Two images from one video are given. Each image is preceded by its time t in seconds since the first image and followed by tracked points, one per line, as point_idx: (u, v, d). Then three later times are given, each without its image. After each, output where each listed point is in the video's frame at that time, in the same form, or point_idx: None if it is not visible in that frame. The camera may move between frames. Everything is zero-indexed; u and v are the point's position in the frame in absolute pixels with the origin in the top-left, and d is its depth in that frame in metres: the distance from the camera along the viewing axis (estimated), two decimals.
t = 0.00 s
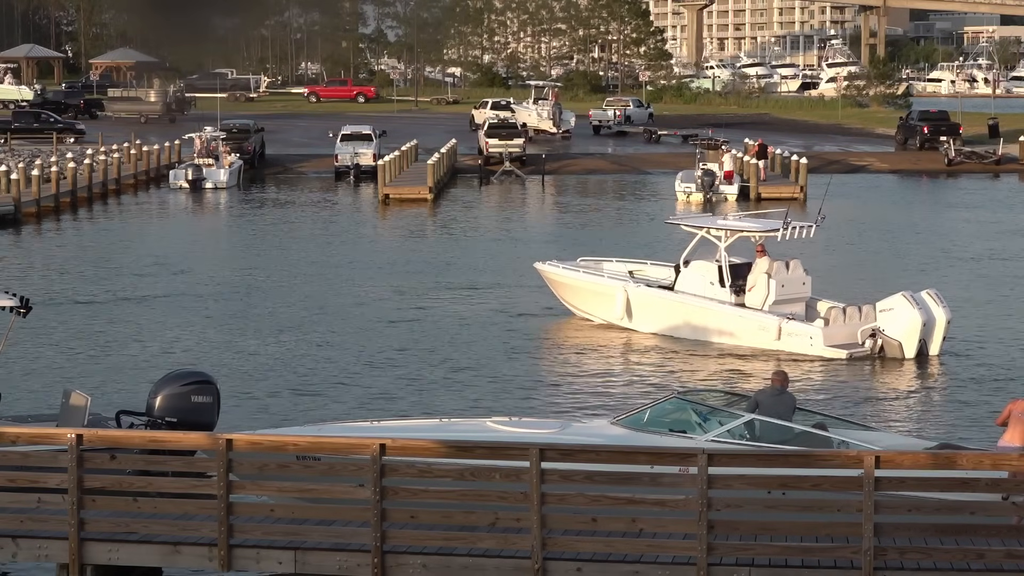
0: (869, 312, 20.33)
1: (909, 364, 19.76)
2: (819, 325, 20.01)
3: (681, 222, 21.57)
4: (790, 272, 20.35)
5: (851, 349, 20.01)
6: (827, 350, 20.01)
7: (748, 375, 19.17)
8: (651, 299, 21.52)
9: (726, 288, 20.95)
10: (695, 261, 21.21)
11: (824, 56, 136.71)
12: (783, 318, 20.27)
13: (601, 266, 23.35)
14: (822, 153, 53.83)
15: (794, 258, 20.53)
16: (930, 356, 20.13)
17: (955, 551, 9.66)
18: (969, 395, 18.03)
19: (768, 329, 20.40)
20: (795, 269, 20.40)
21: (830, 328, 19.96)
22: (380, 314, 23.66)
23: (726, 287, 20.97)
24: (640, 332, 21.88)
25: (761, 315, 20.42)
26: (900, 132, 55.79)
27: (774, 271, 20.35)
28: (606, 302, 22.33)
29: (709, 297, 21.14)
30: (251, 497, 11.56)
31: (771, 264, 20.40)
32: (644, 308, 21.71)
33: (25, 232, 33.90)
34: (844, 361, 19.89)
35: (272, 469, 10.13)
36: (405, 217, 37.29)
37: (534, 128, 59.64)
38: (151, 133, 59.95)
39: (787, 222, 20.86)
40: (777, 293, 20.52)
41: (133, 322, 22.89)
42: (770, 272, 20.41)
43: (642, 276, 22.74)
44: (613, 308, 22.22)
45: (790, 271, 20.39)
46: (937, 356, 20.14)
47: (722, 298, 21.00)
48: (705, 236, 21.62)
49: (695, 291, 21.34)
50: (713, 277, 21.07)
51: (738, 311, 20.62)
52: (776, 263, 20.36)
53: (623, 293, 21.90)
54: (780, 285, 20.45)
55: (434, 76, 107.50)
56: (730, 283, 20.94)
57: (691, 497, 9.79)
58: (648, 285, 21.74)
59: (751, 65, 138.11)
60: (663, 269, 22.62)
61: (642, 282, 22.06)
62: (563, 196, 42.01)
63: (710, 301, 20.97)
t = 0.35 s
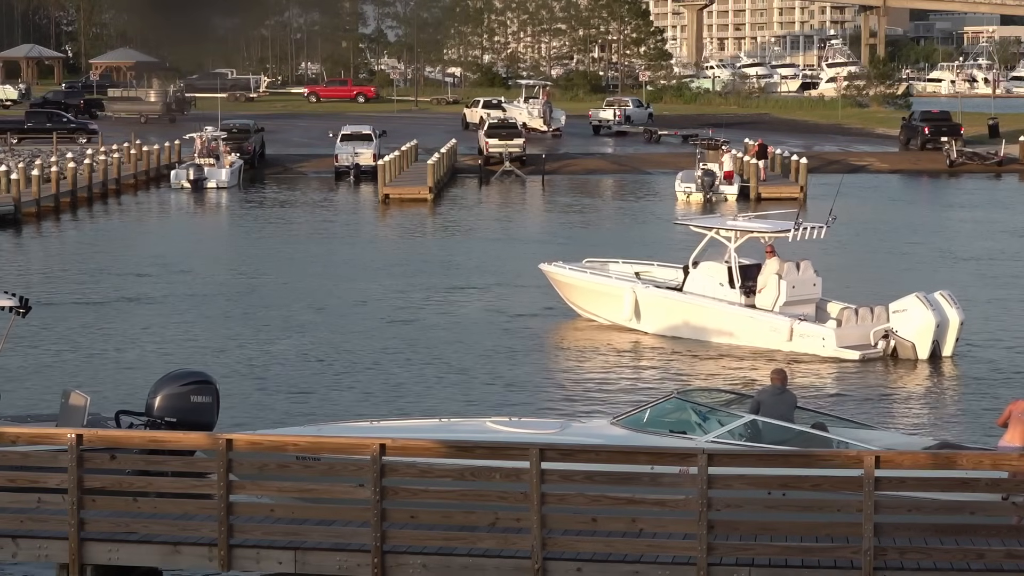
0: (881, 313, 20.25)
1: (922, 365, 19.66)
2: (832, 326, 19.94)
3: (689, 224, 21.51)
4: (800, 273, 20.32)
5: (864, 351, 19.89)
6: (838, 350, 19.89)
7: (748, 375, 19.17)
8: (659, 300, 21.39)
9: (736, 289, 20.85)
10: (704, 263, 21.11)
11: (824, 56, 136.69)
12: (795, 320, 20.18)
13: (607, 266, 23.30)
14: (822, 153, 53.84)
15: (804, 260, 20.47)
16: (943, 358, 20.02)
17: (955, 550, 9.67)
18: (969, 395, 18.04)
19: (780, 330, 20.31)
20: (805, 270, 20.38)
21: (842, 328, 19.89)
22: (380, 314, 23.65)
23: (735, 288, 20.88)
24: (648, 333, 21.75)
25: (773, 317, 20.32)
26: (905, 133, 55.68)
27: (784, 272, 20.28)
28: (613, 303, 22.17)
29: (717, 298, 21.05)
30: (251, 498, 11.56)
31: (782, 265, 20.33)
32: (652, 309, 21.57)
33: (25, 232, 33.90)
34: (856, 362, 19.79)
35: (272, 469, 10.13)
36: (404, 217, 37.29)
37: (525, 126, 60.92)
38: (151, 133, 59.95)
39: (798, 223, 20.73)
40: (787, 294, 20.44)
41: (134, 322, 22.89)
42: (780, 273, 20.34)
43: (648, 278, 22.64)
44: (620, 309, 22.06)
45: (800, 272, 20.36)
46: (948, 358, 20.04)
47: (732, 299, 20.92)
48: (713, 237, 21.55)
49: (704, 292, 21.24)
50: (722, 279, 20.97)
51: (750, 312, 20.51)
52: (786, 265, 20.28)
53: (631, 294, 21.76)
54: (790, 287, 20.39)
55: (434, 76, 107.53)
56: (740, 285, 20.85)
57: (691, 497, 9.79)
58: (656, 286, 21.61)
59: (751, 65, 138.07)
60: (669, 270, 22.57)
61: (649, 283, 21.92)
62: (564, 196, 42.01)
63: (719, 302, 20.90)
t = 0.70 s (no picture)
0: (894, 315, 20.20)
1: (937, 367, 19.57)
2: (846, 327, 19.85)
3: (698, 224, 21.46)
4: (810, 274, 20.35)
5: (877, 352, 19.84)
6: (854, 352, 19.84)
7: (749, 375, 19.17)
8: (669, 303, 21.32)
9: (746, 290, 20.78)
10: (714, 262, 21.03)
11: (824, 57, 136.64)
12: (807, 321, 20.07)
13: (613, 267, 23.23)
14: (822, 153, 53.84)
15: (815, 261, 20.48)
16: (956, 359, 19.95)
17: (954, 550, 9.67)
18: (971, 395, 18.04)
19: (792, 331, 20.20)
20: (815, 272, 20.42)
21: (857, 331, 19.79)
22: (381, 314, 23.66)
23: (745, 288, 20.80)
24: (657, 335, 21.69)
25: (785, 318, 20.21)
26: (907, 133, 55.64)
27: (795, 272, 20.28)
28: (621, 304, 22.10)
29: (727, 299, 20.92)
30: (252, 498, 11.55)
31: (792, 266, 20.33)
32: (662, 311, 21.50)
33: (26, 233, 33.90)
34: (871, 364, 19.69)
35: (271, 469, 10.13)
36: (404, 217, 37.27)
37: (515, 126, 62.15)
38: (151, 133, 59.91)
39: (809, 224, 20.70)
40: (799, 294, 20.38)
41: (134, 322, 22.89)
42: (792, 274, 20.32)
43: (655, 279, 22.55)
44: (629, 311, 21.99)
45: (810, 273, 20.38)
46: (962, 359, 19.96)
47: (741, 300, 20.81)
48: (723, 238, 21.42)
49: (714, 293, 21.11)
50: (732, 279, 20.85)
51: (761, 313, 20.37)
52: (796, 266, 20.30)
53: (640, 296, 21.68)
54: (801, 287, 20.34)
55: (434, 76, 107.53)
56: (750, 285, 20.79)
57: (691, 497, 9.80)
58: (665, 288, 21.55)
59: (751, 65, 137.95)
60: (676, 272, 22.49)
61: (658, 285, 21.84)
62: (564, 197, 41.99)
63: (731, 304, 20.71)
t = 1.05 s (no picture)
0: (905, 316, 19.99)
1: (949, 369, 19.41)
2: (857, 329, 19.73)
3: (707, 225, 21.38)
4: (820, 276, 20.21)
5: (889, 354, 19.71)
6: (865, 353, 19.69)
7: (749, 375, 19.16)
8: (678, 303, 21.22)
9: (756, 291, 20.81)
10: (723, 264, 21.02)
11: (823, 57, 136.70)
12: (818, 322, 19.99)
13: (619, 269, 23.07)
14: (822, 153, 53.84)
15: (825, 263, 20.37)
16: (970, 359, 19.77)
17: (955, 550, 9.67)
18: (971, 395, 18.04)
19: (803, 333, 20.10)
20: (826, 273, 20.28)
21: (869, 332, 19.63)
22: (380, 314, 23.66)
23: (755, 289, 20.83)
24: (665, 336, 21.60)
25: (796, 319, 20.12)
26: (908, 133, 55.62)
27: (805, 274, 20.17)
28: (629, 305, 21.99)
29: (736, 300, 20.92)
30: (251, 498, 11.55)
31: (802, 267, 20.21)
32: (670, 313, 21.41)
33: (25, 233, 33.90)
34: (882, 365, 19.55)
35: (271, 469, 10.12)
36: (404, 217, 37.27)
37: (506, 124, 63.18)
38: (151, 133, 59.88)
39: (820, 224, 20.49)
40: (809, 296, 20.24)
41: (134, 322, 22.89)
42: (802, 275, 20.23)
43: (662, 280, 22.50)
44: (636, 312, 21.89)
45: (821, 275, 20.24)
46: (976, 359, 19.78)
47: (751, 301, 20.84)
48: (733, 239, 21.40)
49: (723, 294, 21.10)
50: (742, 280, 20.87)
51: (772, 313, 20.30)
52: (806, 267, 20.19)
53: (648, 297, 21.58)
54: (812, 289, 20.20)
55: (434, 75, 107.55)
56: (759, 286, 20.82)
57: (691, 497, 9.80)
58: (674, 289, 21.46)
59: (751, 65, 137.95)
60: (681, 274, 22.45)
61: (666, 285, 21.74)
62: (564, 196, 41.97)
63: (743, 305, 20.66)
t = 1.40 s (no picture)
0: (918, 317, 19.95)
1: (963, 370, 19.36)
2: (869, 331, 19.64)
3: (714, 225, 21.20)
4: (831, 276, 20.02)
5: (902, 355, 19.66)
6: (879, 356, 19.64)
7: (749, 375, 19.18)
8: (687, 305, 21.09)
9: (765, 292, 20.64)
10: (730, 264, 20.88)
11: (823, 57, 136.72)
12: (830, 324, 19.89)
13: (624, 269, 22.94)
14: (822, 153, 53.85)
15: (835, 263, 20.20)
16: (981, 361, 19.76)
17: (954, 550, 9.67)
18: (972, 395, 18.04)
19: (815, 334, 20.03)
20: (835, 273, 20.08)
21: (881, 334, 19.60)
22: (380, 313, 23.65)
23: (764, 291, 20.67)
24: (672, 338, 21.49)
25: (808, 321, 20.03)
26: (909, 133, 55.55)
27: (815, 275, 20.01)
28: (635, 307, 21.88)
29: (745, 301, 20.78)
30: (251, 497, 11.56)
31: (813, 268, 20.05)
32: (679, 314, 21.28)
33: (25, 233, 33.90)
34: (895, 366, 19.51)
35: (272, 469, 10.11)
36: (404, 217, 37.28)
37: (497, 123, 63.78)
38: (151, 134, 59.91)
39: (830, 224, 20.43)
40: (820, 297, 20.09)
41: (135, 322, 22.87)
42: (812, 276, 20.05)
43: (668, 281, 22.40)
44: (643, 313, 21.75)
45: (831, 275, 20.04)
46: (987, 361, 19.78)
47: (760, 303, 20.68)
48: (741, 240, 21.25)
49: (731, 295, 20.98)
50: (751, 282, 20.70)
51: (783, 315, 20.20)
52: (817, 268, 20.02)
53: (656, 298, 21.44)
54: (822, 290, 20.04)
55: (434, 75, 107.55)
56: (768, 287, 20.64)
57: (691, 497, 9.80)
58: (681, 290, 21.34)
59: (751, 65, 137.97)
60: (687, 274, 22.34)
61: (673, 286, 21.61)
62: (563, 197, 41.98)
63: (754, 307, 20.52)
